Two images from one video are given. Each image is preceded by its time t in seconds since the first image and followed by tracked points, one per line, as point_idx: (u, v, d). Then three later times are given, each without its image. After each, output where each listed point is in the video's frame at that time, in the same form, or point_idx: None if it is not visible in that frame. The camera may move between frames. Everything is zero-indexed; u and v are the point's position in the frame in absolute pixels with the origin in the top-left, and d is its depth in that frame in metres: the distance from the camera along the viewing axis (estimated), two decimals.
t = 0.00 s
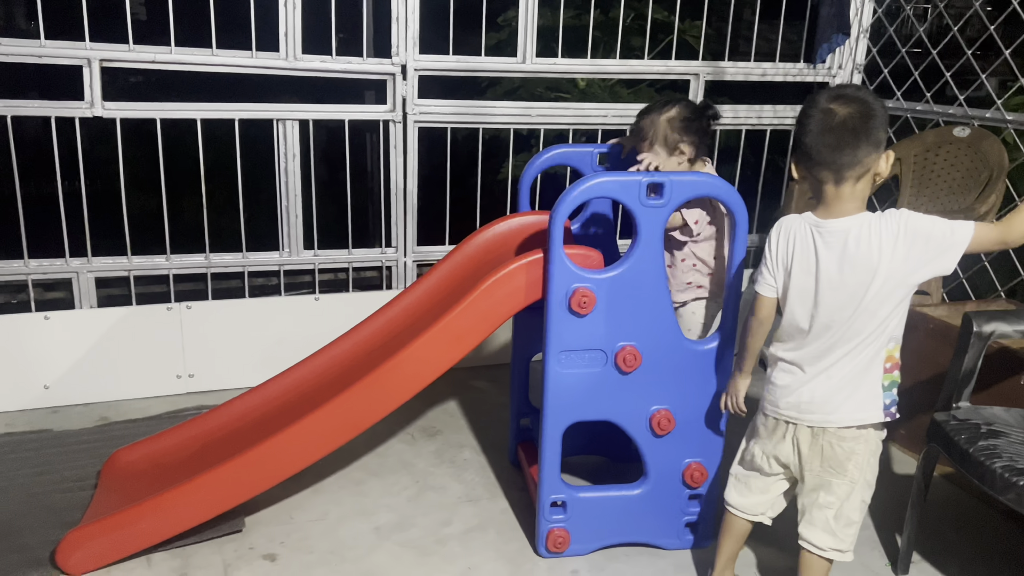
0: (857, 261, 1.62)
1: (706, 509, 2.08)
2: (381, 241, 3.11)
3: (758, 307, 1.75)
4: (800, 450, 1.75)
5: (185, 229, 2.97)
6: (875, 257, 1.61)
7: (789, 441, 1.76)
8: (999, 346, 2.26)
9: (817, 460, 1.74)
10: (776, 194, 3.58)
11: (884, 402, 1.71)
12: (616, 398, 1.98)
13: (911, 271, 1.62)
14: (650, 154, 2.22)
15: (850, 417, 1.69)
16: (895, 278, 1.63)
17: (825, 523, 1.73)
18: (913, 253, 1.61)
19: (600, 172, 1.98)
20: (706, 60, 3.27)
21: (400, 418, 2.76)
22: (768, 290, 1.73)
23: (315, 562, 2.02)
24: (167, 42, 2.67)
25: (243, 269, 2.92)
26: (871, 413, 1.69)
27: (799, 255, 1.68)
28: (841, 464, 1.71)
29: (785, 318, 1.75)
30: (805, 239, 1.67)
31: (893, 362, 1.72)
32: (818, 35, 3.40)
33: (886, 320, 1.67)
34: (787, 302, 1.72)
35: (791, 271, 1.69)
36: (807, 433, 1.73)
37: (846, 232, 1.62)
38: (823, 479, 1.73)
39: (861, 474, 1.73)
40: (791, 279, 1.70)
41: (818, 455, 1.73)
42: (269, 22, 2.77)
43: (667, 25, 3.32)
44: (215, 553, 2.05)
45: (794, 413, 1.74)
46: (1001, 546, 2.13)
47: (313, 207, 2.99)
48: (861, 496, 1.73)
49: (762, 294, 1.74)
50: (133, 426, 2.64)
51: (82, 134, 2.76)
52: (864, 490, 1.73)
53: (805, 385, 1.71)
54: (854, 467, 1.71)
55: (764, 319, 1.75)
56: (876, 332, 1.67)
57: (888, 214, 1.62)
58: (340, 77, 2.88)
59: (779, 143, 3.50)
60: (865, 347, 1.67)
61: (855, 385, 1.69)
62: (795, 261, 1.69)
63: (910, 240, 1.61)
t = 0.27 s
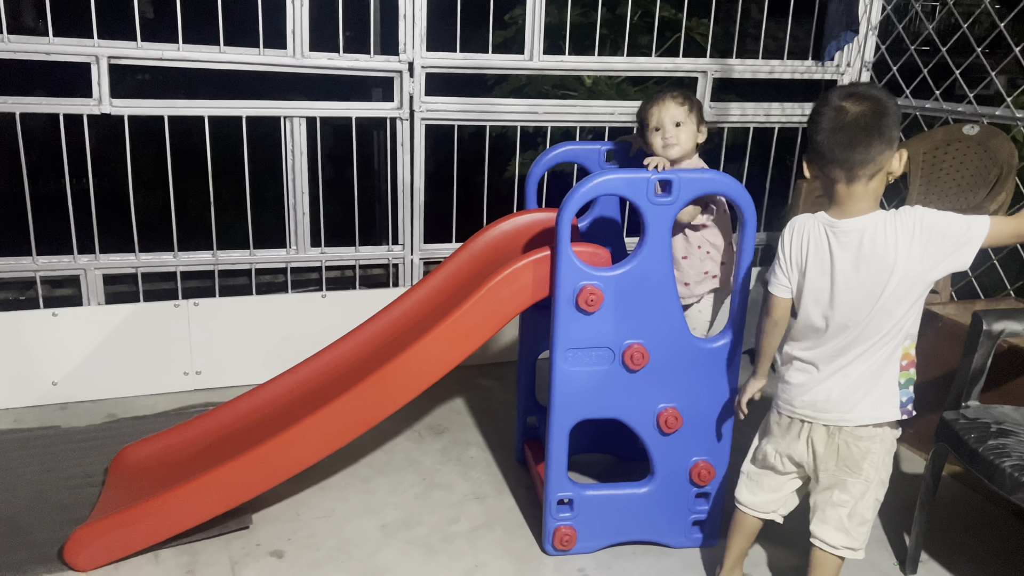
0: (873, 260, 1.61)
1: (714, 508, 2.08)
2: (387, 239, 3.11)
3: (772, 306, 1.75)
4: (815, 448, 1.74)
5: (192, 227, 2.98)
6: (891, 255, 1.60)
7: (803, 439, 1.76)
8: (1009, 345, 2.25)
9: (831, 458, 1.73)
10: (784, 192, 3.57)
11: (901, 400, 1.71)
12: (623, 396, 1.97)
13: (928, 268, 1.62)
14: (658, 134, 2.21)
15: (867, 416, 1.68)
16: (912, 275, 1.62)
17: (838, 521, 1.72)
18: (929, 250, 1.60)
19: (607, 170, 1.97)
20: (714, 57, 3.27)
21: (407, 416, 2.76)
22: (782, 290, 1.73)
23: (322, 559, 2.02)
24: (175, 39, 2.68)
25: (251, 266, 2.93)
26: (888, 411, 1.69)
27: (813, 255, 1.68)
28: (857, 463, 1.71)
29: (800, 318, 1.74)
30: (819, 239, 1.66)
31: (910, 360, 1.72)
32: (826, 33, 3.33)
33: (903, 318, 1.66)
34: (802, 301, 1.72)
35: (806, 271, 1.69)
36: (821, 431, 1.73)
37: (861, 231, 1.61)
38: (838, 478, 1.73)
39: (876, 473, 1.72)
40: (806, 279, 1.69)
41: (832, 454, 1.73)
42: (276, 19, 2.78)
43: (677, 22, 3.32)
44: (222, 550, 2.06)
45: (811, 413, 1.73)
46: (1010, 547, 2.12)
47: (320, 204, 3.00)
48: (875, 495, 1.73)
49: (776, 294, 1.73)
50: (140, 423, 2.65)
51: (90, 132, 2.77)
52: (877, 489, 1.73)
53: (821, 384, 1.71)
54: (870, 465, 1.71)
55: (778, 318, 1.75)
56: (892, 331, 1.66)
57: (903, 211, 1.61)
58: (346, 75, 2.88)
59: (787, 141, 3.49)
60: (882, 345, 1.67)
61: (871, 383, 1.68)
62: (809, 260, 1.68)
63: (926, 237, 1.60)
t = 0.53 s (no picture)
0: (881, 260, 1.60)
1: (719, 507, 2.07)
2: (391, 237, 3.10)
3: (779, 310, 1.72)
4: (823, 449, 1.74)
5: (196, 224, 2.98)
6: (900, 255, 1.59)
7: (812, 440, 1.75)
8: (1016, 344, 2.23)
9: (840, 459, 1.72)
10: (789, 190, 3.55)
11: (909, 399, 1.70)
12: (628, 395, 1.96)
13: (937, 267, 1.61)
14: (638, 108, 2.25)
15: (877, 416, 1.68)
16: (921, 275, 1.61)
17: (845, 522, 1.71)
18: (938, 248, 1.60)
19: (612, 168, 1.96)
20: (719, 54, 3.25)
21: (411, 414, 2.76)
22: (788, 293, 1.71)
23: (326, 557, 2.02)
24: (178, 37, 2.67)
25: (254, 264, 2.93)
26: (898, 411, 1.68)
27: (820, 256, 1.66)
28: (866, 464, 1.71)
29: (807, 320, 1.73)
30: (827, 240, 1.65)
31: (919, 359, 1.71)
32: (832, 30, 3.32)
33: (911, 318, 1.65)
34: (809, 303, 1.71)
35: (813, 273, 1.68)
36: (830, 432, 1.72)
37: (869, 231, 1.60)
38: (846, 479, 1.72)
39: (885, 474, 1.71)
40: (813, 280, 1.68)
41: (841, 455, 1.72)
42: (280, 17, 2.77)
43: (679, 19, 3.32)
44: (226, 548, 2.06)
45: (818, 415, 1.72)
46: (1017, 546, 2.11)
47: (324, 203, 2.99)
48: (883, 497, 1.72)
49: (782, 297, 1.72)
50: (144, 421, 2.65)
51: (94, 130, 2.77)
52: (886, 490, 1.72)
53: (830, 385, 1.70)
54: (878, 467, 1.71)
55: (786, 323, 1.72)
56: (901, 331, 1.65)
57: (910, 210, 1.61)
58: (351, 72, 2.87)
59: (792, 138, 3.47)
60: (890, 346, 1.66)
61: (880, 385, 1.68)
62: (816, 261, 1.67)
63: (934, 235, 1.59)
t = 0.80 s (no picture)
0: (882, 262, 1.59)
1: (721, 507, 2.06)
2: (393, 236, 3.10)
3: (778, 315, 1.72)
4: (825, 450, 1.73)
5: (197, 223, 2.98)
6: (901, 256, 1.58)
7: (813, 441, 1.74)
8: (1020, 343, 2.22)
9: (843, 460, 1.72)
10: (791, 188, 3.55)
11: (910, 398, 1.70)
12: (629, 395, 1.96)
13: (937, 267, 1.60)
14: (627, 85, 2.28)
15: (879, 417, 1.67)
16: (922, 275, 1.60)
17: (847, 523, 1.70)
18: (939, 248, 1.59)
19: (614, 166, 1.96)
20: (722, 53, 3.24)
21: (412, 413, 2.75)
22: (788, 297, 1.70)
23: (327, 557, 2.01)
24: (179, 36, 2.67)
25: (255, 263, 2.92)
26: (900, 412, 1.68)
27: (821, 260, 1.65)
28: (868, 466, 1.70)
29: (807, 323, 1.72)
30: (827, 243, 1.63)
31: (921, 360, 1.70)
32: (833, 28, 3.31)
33: (912, 319, 1.64)
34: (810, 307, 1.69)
35: (813, 276, 1.66)
36: (832, 434, 1.71)
37: (869, 233, 1.59)
38: (848, 481, 1.72)
39: (887, 476, 1.71)
40: (814, 283, 1.67)
41: (843, 456, 1.72)
42: (281, 16, 2.76)
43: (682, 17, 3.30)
44: (226, 547, 2.05)
45: (821, 417, 1.71)
46: (1021, 546, 2.10)
47: (325, 201, 2.99)
48: (885, 498, 1.72)
49: (782, 302, 1.71)
50: (145, 420, 2.65)
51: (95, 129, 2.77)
52: (888, 492, 1.72)
53: (832, 387, 1.69)
54: (881, 468, 1.70)
55: (785, 327, 1.72)
56: (902, 332, 1.65)
57: (910, 211, 1.59)
58: (351, 71, 2.87)
59: (795, 137, 3.47)
60: (891, 347, 1.65)
61: (882, 386, 1.67)
62: (817, 265, 1.65)
63: (934, 235, 1.58)
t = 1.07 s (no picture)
0: (882, 265, 1.58)
1: (721, 508, 2.06)
2: (393, 236, 3.09)
3: (777, 319, 1.71)
4: (824, 454, 1.72)
5: (197, 223, 2.97)
6: (900, 259, 1.58)
7: (812, 444, 1.74)
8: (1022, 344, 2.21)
9: (842, 464, 1.71)
10: (792, 188, 3.54)
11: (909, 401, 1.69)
12: (630, 396, 1.95)
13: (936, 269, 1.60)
14: (623, 80, 2.24)
15: (879, 419, 1.67)
16: (921, 277, 1.59)
17: (847, 527, 1.70)
18: (939, 250, 1.58)
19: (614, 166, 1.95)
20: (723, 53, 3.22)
21: (412, 413, 2.75)
22: (785, 302, 1.69)
23: (327, 558, 2.01)
24: (178, 35, 2.66)
25: (255, 264, 2.92)
26: (900, 413, 1.68)
27: (820, 264, 1.63)
28: (868, 468, 1.70)
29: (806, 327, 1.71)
30: (825, 247, 1.62)
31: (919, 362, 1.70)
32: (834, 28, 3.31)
33: (911, 321, 1.64)
34: (808, 310, 1.68)
35: (812, 280, 1.65)
36: (831, 436, 1.71)
37: (868, 236, 1.58)
38: (848, 484, 1.71)
39: (886, 479, 1.71)
40: (812, 287, 1.66)
41: (842, 459, 1.71)
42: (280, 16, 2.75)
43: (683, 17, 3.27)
44: (227, 548, 2.05)
45: (820, 420, 1.71)
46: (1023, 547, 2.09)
47: (325, 202, 2.98)
48: (884, 500, 1.71)
49: (780, 306, 1.70)
50: (145, 421, 2.64)
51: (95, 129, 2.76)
52: (886, 495, 1.71)
53: (831, 389, 1.69)
54: (880, 471, 1.70)
55: (784, 331, 1.71)
56: (901, 334, 1.64)
57: (908, 213, 1.59)
58: (351, 71, 2.86)
59: (796, 137, 3.46)
60: (890, 349, 1.65)
61: (882, 388, 1.67)
62: (815, 269, 1.64)
63: (933, 237, 1.58)
